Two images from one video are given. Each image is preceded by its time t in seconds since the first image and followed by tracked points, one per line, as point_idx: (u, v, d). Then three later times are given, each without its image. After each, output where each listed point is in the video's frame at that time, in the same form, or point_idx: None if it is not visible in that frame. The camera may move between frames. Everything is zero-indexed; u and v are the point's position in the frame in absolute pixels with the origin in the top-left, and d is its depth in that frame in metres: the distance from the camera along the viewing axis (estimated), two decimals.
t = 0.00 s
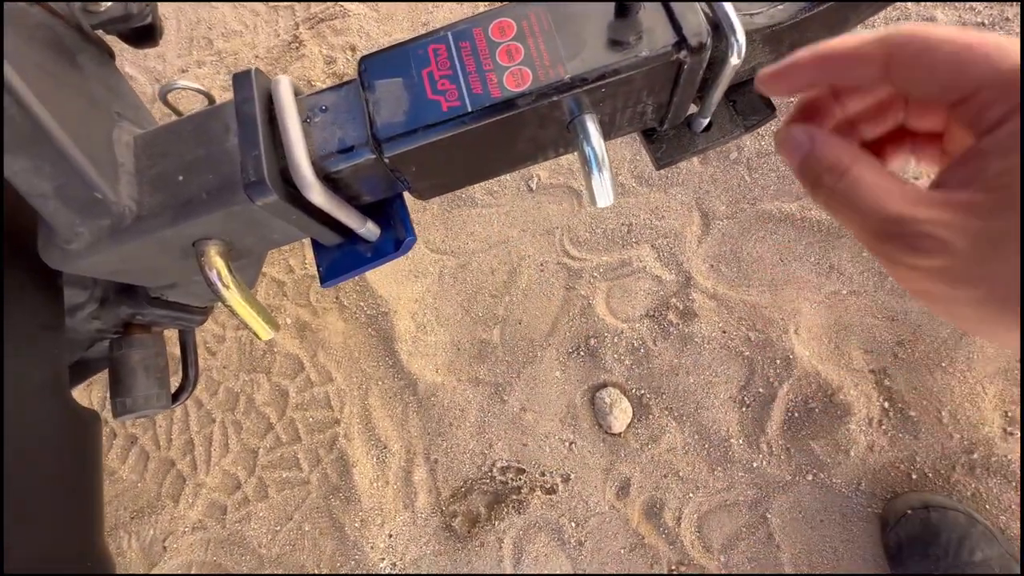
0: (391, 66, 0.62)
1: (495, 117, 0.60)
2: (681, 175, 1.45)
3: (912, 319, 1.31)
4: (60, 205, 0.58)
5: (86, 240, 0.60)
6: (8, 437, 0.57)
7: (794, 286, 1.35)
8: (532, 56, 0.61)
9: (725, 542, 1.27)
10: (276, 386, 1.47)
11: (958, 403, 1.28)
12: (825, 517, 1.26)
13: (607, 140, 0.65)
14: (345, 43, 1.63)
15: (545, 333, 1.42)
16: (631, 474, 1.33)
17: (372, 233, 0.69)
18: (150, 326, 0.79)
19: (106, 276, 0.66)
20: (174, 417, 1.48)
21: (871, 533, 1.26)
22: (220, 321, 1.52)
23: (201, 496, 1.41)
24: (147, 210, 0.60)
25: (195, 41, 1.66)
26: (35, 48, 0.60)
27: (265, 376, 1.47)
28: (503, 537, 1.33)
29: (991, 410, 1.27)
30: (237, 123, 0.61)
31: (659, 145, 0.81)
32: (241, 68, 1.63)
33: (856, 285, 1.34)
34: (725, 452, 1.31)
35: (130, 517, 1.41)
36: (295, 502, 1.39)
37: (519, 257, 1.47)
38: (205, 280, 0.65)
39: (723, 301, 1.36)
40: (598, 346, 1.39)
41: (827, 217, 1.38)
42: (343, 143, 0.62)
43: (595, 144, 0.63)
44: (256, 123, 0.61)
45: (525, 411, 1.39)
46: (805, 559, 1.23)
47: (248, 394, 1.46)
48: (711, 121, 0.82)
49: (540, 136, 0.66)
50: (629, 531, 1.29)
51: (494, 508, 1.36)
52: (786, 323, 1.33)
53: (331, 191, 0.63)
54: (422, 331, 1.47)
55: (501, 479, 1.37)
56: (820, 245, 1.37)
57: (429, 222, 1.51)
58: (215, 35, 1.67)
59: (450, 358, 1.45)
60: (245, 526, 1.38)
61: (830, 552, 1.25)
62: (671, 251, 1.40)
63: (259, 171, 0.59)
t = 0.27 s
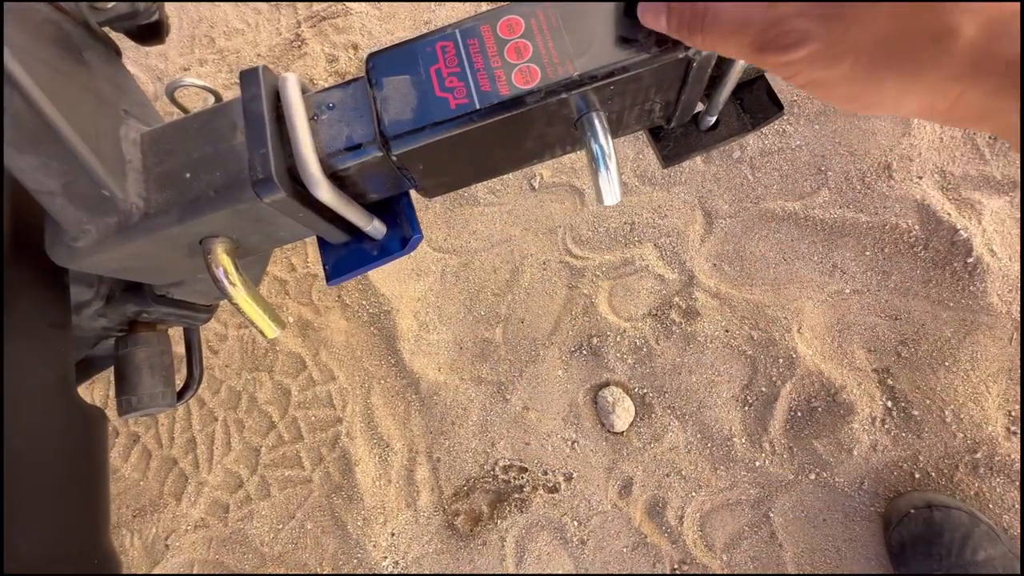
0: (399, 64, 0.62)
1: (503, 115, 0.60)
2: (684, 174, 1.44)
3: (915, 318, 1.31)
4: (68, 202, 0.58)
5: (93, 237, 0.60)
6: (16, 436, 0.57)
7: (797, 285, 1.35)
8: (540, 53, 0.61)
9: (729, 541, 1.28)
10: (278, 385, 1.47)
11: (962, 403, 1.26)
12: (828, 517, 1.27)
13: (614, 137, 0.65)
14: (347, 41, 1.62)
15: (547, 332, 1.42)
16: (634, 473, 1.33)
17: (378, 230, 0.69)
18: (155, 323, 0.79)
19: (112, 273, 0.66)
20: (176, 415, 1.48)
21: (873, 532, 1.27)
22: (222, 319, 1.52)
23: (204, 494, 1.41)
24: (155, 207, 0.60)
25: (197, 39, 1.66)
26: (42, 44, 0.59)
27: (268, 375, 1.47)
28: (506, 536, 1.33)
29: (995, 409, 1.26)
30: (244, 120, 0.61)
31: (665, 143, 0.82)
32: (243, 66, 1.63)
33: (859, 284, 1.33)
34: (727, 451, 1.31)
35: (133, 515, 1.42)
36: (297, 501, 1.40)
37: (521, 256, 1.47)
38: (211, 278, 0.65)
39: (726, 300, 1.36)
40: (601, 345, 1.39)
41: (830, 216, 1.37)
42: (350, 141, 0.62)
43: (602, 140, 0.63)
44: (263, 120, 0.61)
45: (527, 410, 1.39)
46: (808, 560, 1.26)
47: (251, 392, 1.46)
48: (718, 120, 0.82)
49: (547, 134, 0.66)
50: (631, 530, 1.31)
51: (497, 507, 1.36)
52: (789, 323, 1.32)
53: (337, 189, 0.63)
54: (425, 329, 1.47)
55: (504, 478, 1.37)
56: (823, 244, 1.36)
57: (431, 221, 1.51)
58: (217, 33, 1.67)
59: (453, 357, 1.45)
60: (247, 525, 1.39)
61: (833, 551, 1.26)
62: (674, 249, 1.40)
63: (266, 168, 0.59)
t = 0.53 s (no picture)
0: (390, 65, 0.62)
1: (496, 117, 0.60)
2: (682, 175, 1.44)
3: (914, 319, 1.30)
4: (54, 207, 0.57)
5: (81, 242, 0.59)
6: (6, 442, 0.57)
7: (796, 285, 1.34)
8: (533, 54, 0.60)
9: (728, 543, 1.27)
10: (275, 386, 1.46)
11: (962, 404, 1.26)
12: (827, 519, 1.27)
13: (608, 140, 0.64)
14: (345, 41, 1.62)
15: (545, 333, 1.41)
16: (632, 475, 1.33)
17: (371, 234, 0.68)
18: (146, 327, 0.78)
19: (100, 278, 0.65)
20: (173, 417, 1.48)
21: (873, 534, 1.27)
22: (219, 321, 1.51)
23: (201, 496, 1.41)
24: (143, 211, 0.59)
25: (194, 39, 1.66)
26: (27, 47, 0.59)
27: (265, 376, 1.47)
28: (504, 538, 1.33)
29: (995, 411, 1.25)
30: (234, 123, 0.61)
31: (661, 145, 0.82)
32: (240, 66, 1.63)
33: (859, 285, 1.33)
34: (726, 453, 1.31)
35: (130, 517, 1.41)
36: (294, 502, 1.39)
37: (519, 257, 1.46)
38: (202, 283, 0.64)
39: (725, 301, 1.35)
40: (599, 347, 1.38)
41: (829, 216, 1.37)
42: (341, 143, 0.61)
43: (597, 143, 0.62)
44: (253, 122, 0.60)
45: (525, 411, 1.39)
46: (808, 562, 1.25)
47: (248, 393, 1.46)
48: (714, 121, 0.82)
49: (541, 136, 0.65)
50: (630, 532, 1.30)
51: (495, 509, 1.35)
52: (788, 324, 1.32)
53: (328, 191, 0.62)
54: (422, 330, 1.47)
55: (502, 479, 1.37)
56: (822, 245, 1.36)
57: (429, 222, 1.51)
58: (213, 33, 1.66)
59: (451, 357, 1.44)
60: (244, 526, 1.38)
61: (832, 553, 1.26)
62: (673, 250, 1.39)
63: (255, 171, 0.59)
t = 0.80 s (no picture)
0: (382, 69, 0.61)
1: (490, 122, 0.59)
2: (682, 176, 1.43)
3: (915, 321, 1.29)
4: (39, 215, 0.57)
5: (67, 251, 0.59)
6: None
7: (796, 287, 1.33)
8: (528, 58, 0.59)
9: (728, 546, 1.27)
10: (273, 389, 1.45)
11: (963, 407, 1.25)
12: (828, 522, 1.26)
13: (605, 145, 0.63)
14: (342, 42, 1.61)
15: (544, 335, 1.40)
16: (631, 478, 1.32)
17: (365, 240, 0.67)
18: (139, 335, 0.78)
19: (91, 285, 0.65)
20: (170, 420, 1.47)
21: (874, 537, 1.26)
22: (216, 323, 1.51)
23: (198, 499, 1.40)
24: (130, 219, 0.59)
25: (190, 40, 1.65)
26: (14, 52, 0.58)
27: (262, 379, 1.46)
28: (503, 542, 1.32)
29: (997, 413, 1.24)
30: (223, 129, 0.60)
31: (660, 148, 0.81)
32: (236, 67, 1.62)
33: (859, 287, 1.32)
34: (726, 456, 1.30)
35: (127, 521, 1.41)
36: (292, 506, 1.39)
37: (518, 258, 1.45)
38: (192, 291, 0.63)
39: (724, 303, 1.34)
40: (598, 349, 1.38)
41: (830, 217, 1.36)
42: (333, 149, 0.60)
43: (594, 148, 0.61)
44: (241, 129, 0.59)
45: (524, 414, 1.38)
46: (808, 565, 1.25)
47: (245, 396, 1.45)
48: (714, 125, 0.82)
49: (536, 141, 0.65)
50: (629, 535, 1.30)
51: (494, 512, 1.35)
52: (788, 326, 1.31)
53: (320, 198, 0.61)
54: (421, 333, 1.46)
55: (501, 483, 1.36)
56: (823, 246, 1.35)
57: (427, 224, 1.50)
58: (210, 34, 1.65)
59: (449, 360, 1.44)
60: (242, 530, 1.38)
61: (833, 557, 1.25)
62: (672, 252, 1.38)
63: (245, 179, 0.58)
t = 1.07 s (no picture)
0: (365, 79, 0.59)
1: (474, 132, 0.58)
2: (679, 178, 1.41)
3: (914, 324, 1.28)
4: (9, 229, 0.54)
5: (40, 267, 0.56)
6: None
7: (794, 290, 1.32)
8: (513, 66, 0.58)
9: (725, 552, 1.26)
10: (267, 395, 1.44)
11: (963, 412, 1.24)
12: (826, 527, 1.25)
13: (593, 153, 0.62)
14: (336, 44, 1.60)
15: (540, 339, 1.39)
16: (629, 483, 1.31)
17: (350, 252, 0.67)
18: (123, 347, 0.77)
19: (73, 300, 0.62)
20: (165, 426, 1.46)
21: (873, 543, 1.25)
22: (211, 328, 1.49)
23: (194, 506, 1.40)
24: (106, 233, 0.57)
25: (184, 43, 1.64)
26: None
27: (257, 385, 1.45)
28: (500, 548, 1.32)
29: (997, 417, 1.23)
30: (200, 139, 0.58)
31: (651, 156, 0.80)
32: (230, 70, 1.61)
33: (857, 290, 1.31)
34: (724, 461, 1.29)
35: (122, 527, 1.40)
36: (288, 512, 1.38)
37: (514, 262, 1.44)
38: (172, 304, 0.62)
39: (722, 307, 1.33)
40: (595, 353, 1.37)
41: (827, 220, 1.34)
42: (314, 160, 0.60)
43: (581, 157, 0.60)
44: (220, 141, 0.58)
45: (520, 419, 1.37)
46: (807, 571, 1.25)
47: (240, 402, 1.44)
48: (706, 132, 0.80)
49: (525, 150, 0.64)
50: (627, 541, 1.29)
51: (491, 518, 1.34)
52: (786, 330, 1.30)
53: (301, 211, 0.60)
54: (416, 338, 1.45)
55: (497, 488, 1.35)
56: (820, 249, 1.34)
57: (422, 228, 1.49)
58: (204, 36, 1.64)
59: (445, 365, 1.43)
60: (238, 537, 1.37)
61: (831, 562, 1.25)
62: (669, 255, 1.37)
63: (222, 192, 0.56)
